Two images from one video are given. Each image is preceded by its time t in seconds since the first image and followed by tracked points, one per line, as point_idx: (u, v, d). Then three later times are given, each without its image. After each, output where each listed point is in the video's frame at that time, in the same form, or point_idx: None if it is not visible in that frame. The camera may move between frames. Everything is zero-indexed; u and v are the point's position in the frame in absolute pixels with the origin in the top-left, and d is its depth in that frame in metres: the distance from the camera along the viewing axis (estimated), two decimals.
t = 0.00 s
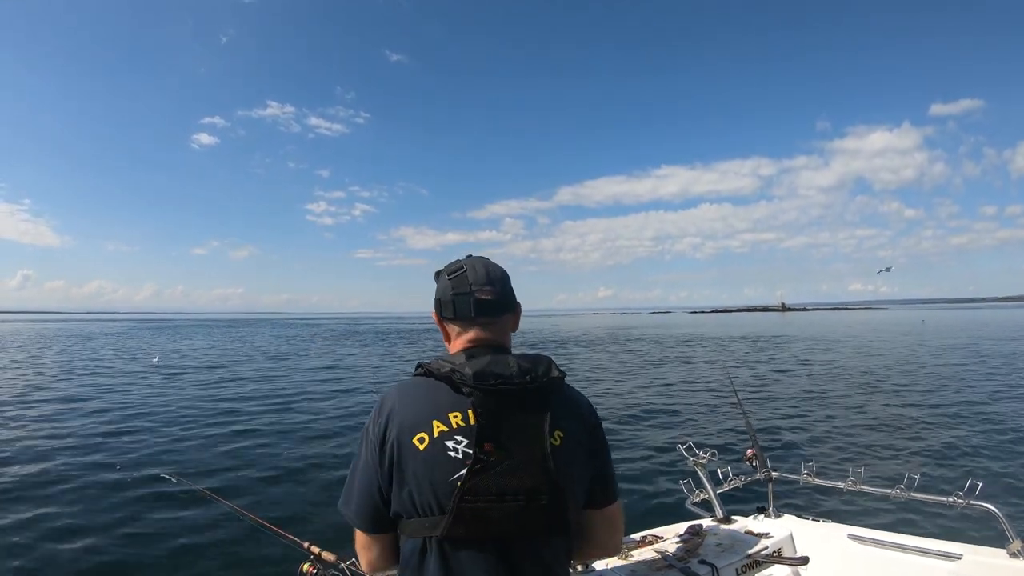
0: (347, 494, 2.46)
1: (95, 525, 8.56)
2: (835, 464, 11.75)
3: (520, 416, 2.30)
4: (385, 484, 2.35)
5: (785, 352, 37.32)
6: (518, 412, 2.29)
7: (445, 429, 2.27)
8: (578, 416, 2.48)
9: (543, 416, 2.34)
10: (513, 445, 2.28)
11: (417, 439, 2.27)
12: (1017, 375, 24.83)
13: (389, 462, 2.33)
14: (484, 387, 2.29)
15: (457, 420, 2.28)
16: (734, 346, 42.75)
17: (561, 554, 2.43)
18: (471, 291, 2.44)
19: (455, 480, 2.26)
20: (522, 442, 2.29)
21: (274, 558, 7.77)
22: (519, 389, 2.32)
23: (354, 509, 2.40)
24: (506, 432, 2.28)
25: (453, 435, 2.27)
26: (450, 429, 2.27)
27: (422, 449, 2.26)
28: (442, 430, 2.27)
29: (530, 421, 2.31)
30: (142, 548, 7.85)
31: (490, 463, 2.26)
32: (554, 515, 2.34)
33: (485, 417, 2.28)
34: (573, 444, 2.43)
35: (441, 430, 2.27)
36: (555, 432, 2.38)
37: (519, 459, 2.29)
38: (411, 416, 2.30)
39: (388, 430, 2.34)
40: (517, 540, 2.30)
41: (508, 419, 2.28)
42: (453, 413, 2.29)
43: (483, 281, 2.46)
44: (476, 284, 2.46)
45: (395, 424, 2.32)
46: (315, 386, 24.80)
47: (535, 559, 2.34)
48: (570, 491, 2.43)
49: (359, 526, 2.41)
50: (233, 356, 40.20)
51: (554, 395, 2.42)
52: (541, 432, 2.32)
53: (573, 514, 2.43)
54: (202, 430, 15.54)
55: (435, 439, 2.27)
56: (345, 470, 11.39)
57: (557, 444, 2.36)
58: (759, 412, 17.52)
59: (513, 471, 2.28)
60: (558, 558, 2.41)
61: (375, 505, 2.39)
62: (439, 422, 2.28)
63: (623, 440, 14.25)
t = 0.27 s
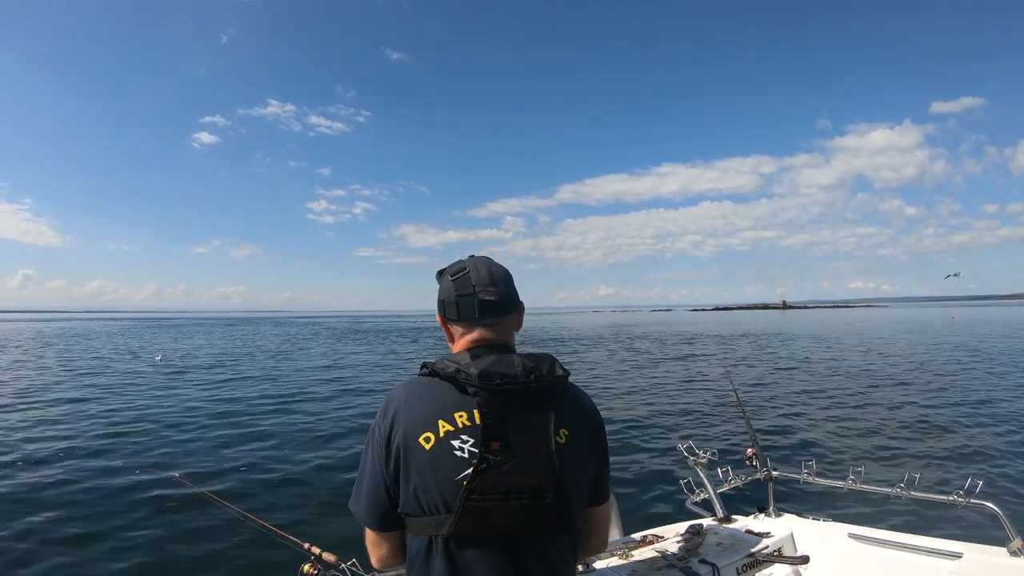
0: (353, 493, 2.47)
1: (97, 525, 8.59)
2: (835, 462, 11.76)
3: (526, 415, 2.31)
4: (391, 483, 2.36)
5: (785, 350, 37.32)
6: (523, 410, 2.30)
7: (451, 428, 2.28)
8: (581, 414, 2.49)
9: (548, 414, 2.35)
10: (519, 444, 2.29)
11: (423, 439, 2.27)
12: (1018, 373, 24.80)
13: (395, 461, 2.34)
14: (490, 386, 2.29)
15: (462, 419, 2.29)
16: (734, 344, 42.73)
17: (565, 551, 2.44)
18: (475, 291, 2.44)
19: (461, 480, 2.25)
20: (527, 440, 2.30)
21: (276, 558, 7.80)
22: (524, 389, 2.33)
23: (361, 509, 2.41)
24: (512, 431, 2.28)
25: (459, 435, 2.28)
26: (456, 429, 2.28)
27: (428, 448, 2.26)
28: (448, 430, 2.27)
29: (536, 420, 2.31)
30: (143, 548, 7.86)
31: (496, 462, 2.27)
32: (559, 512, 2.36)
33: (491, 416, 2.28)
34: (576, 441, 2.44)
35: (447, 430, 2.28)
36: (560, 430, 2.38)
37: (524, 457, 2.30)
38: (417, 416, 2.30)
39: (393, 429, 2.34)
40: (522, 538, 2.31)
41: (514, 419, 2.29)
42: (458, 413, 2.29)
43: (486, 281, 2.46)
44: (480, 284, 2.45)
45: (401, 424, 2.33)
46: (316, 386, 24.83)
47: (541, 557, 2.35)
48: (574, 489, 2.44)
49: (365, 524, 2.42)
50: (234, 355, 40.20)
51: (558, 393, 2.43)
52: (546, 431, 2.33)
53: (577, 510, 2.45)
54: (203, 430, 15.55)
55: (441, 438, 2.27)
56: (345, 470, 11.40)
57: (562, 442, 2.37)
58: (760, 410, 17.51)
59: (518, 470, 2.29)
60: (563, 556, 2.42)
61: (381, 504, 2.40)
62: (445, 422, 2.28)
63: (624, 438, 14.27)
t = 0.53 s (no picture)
0: (353, 496, 2.46)
1: (100, 521, 8.62)
2: (836, 460, 11.78)
3: (529, 420, 2.34)
4: (393, 485, 2.38)
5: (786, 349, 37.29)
6: (526, 415, 2.33)
7: (455, 432, 2.31)
8: (580, 416, 2.53)
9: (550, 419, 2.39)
10: (522, 448, 2.32)
11: (427, 442, 2.29)
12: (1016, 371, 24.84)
13: (398, 465, 2.35)
14: (492, 392, 2.30)
15: (466, 423, 2.32)
16: (735, 343, 42.68)
17: (564, 551, 2.50)
18: (471, 290, 2.46)
19: (465, 483, 2.28)
20: (531, 444, 2.34)
21: (278, 555, 7.83)
22: (527, 393, 2.36)
23: (363, 511, 2.41)
24: (514, 435, 2.31)
25: (463, 439, 2.30)
26: (460, 433, 2.31)
27: (432, 452, 2.29)
28: (452, 434, 2.30)
29: (539, 424, 2.36)
30: (146, 544, 7.90)
31: (500, 466, 2.30)
32: (560, 513, 2.42)
33: (494, 421, 2.31)
34: (576, 444, 2.50)
35: (451, 434, 2.31)
36: (561, 434, 2.44)
37: (527, 462, 2.34)
38: (420, 420, 2.32)
39: (396, 432, 2.35)
40: (524, 540, 2.35)
41: (517, 423, 2.31)
42: (461, 416, 2.32)
43: (482, 280, 2.48)
44: (475, 283, 2.48)
45: (405, 427, 2.34)
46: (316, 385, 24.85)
47: (542, 558, 2.40)
48: (573, 489, 2.50)
49: (366, 527, 2.43)
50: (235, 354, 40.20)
51: (559, 397, 2.48)
52: (549, 434, 2.37)
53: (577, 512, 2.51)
54: (204, 429, 15.59)
55: (445, 442, 2.30)
56: (346, 468, 11.44)
57: (563, 445, 2.42)
58: (760, 409, 17.52)
59: (521, 474, 2.33)
60: (562, 554, 2.48)
61: (383, 507, 2.41)
62: (449, 425, 2.31)
63: (624, 436, 14.29)
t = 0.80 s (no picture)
0: (352, 503, 2.32)
1: (102, 523, 8.67)
2: (836, 460, 11.81)
3: (531, 419, 2.39)
4: (400, 488, 2.28)
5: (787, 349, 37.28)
6: (528, 415, 2.37)
7: (461, 432, 2.30)
8: (576, 414, 2.60)
9: (550, 419, 2.44)
10: (524, 448, 2.37)
11: (434, 443, 2.27)
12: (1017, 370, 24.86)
13: (404, 467, 2.27)
14: (495, 393, 2.33)
15: (471, 423, 2.31)
16: (736, 342, 42.70)
17: (555, 543, 2.61)
18: (460, 289, 2.49)
19: (471, 484, 2.28)
20: (532, 443, 2.39)
21: (280, 555, 7.88)
22: (528, 393, 2.40)
23: (366, 518, 2.27)
24: (517, 434, 2.35)
25: (469, 439, 2.29)
26: (466, 433, 2.30)
27: (440, 452, 2.27)
28: (458, 434, 2.29)
29: (541, 424, 2.41)
30: (148, 546, 7.95)
31: (505, 466, 2.32)
32: (558, 510, 2.50)
33: (498, 421, 2.32)
34: (572, 442, 2.57)
35: (457, 434, 2.29)
36: (559, 433, 2.50)
37: (530, 461, 2.38)
38: (426, 420, 2.29)
39: (402, 434, 2.28)
40: (525, 538, 2.40)
41: (520, 422, 2.35)
42: (466, 416, 2.31)
43: (471, 279, 2.52)
44: (464, 281, 2.51)
45: (411, 428, 2.28)
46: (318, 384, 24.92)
47: (539, 553, 2.48)
48: (569, 487, 2.56)
49: (369, 534, 2.29)
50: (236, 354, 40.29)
51: (557, 396, 2.53)
52: (548, 433, 2.44)
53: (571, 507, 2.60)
54: (205, 429, 15.64)
55: (452, 442, 2.28)
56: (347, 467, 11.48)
57: (560, 444, 2.49)
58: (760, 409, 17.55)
59: (524, 473, 2.37)
60: (554, 548, 2.59)
61: (388, 513, 2.28)
62: (455, 425, 2.29)
63: (625, 436, 14.32)
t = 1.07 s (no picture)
0: (355, 509, 2.30)
1: (102, 521, 8.68)
2: (835, 460, 11.82)
3: (531, 417, 2.41)
4: (404, 492, 2.26)
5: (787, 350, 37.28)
6: (528, 413, 2.40)
7: (463, 432, 2.31)
8: (572, 413, 2.63)
9: (549, 417, 2.47)
10: (525, 446, 2.38)
11: (438, 445, 2.27)
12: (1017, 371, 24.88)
13: (408, 471, 2.26)
14: (496, 391, 2.34)
15: (472, 423, 2.32)
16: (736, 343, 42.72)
17: (553, 542, 2.63)
18: (452, 288, 2.50)
19: (474, 483, 2.29)
20: (533, 442, 2.41)
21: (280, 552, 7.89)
22: (527, 391, 2.42)
23: (370, 524, 2.25)
24: (518, 433, 2.37)
25: (471, 439, 2.31)
26: (468, 433, 2.31)
27: (444, 454, 2.27)
28: (461, 434, 2.30)
29: (540, 422, 2.43)
30: (148, 542, 7.96)
31: (507, 465, 2.34)
32: (557, 508, 2.53)
33: (499, 420, 2.34)
34: (570, 441, 2.60)
35: (460, 434, 2.30)
36: (556, 431, 2.52)
37: (531, 460, 2.40)
38: (428, 422, 2.29)
39: (405, 437, 2.26)
40: (526, 537, 2.42)
41: (520, 421, 2.37)
42: (467, 417, 2.32)
43: (462, 277, 2.52)
44: (456, 280, 2.52)
45: (414, 431, 2.27)
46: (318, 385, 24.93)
47: (538, 552, 2.50)
48: (566, 486, 2.59)
49: (375, 541, 2.26)
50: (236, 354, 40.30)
51: (554, 395, 2.56)
52: (547, 432, 2.46)
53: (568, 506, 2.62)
54: (205, 429, 15.65)
55: (455, 443, 2.28)
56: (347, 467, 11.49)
57: (558, 442, 2.51)
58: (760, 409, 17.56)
59: (525, 472, 2.39)
60: (553, 546, 2.62)
61: (392, 519, 2.26)
62: (457, 426, 2.30)
63: (625, 436, 14.33)
